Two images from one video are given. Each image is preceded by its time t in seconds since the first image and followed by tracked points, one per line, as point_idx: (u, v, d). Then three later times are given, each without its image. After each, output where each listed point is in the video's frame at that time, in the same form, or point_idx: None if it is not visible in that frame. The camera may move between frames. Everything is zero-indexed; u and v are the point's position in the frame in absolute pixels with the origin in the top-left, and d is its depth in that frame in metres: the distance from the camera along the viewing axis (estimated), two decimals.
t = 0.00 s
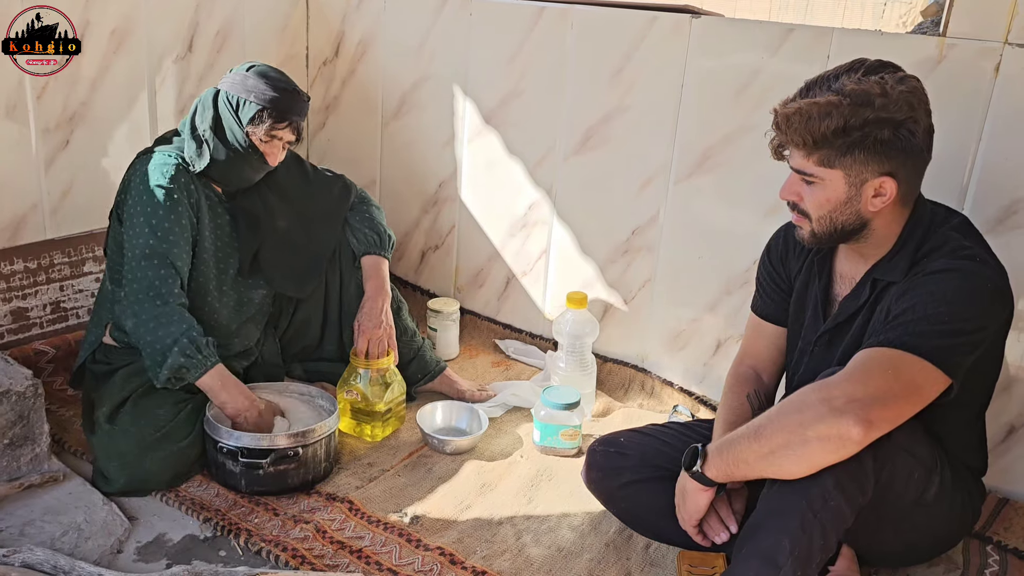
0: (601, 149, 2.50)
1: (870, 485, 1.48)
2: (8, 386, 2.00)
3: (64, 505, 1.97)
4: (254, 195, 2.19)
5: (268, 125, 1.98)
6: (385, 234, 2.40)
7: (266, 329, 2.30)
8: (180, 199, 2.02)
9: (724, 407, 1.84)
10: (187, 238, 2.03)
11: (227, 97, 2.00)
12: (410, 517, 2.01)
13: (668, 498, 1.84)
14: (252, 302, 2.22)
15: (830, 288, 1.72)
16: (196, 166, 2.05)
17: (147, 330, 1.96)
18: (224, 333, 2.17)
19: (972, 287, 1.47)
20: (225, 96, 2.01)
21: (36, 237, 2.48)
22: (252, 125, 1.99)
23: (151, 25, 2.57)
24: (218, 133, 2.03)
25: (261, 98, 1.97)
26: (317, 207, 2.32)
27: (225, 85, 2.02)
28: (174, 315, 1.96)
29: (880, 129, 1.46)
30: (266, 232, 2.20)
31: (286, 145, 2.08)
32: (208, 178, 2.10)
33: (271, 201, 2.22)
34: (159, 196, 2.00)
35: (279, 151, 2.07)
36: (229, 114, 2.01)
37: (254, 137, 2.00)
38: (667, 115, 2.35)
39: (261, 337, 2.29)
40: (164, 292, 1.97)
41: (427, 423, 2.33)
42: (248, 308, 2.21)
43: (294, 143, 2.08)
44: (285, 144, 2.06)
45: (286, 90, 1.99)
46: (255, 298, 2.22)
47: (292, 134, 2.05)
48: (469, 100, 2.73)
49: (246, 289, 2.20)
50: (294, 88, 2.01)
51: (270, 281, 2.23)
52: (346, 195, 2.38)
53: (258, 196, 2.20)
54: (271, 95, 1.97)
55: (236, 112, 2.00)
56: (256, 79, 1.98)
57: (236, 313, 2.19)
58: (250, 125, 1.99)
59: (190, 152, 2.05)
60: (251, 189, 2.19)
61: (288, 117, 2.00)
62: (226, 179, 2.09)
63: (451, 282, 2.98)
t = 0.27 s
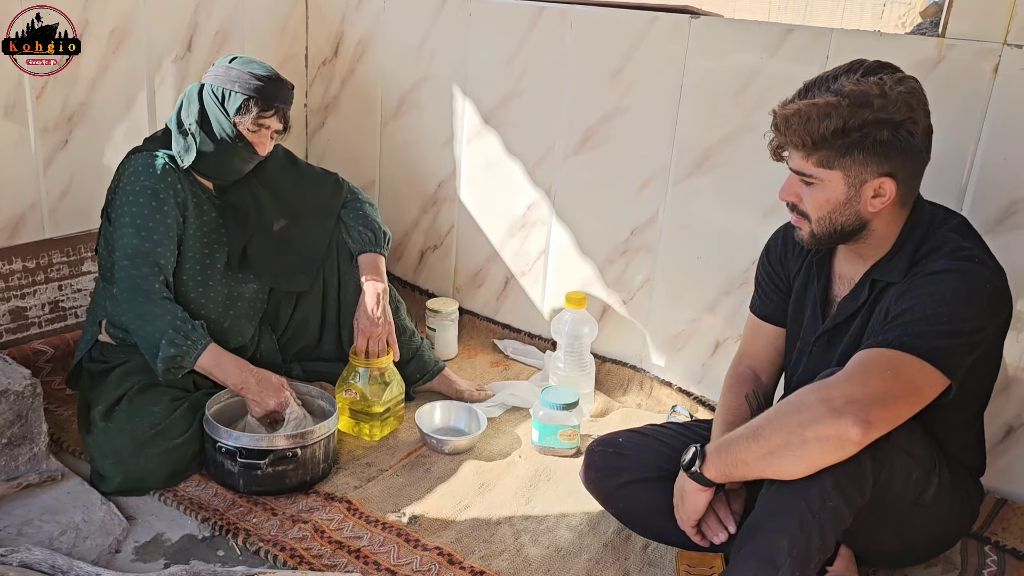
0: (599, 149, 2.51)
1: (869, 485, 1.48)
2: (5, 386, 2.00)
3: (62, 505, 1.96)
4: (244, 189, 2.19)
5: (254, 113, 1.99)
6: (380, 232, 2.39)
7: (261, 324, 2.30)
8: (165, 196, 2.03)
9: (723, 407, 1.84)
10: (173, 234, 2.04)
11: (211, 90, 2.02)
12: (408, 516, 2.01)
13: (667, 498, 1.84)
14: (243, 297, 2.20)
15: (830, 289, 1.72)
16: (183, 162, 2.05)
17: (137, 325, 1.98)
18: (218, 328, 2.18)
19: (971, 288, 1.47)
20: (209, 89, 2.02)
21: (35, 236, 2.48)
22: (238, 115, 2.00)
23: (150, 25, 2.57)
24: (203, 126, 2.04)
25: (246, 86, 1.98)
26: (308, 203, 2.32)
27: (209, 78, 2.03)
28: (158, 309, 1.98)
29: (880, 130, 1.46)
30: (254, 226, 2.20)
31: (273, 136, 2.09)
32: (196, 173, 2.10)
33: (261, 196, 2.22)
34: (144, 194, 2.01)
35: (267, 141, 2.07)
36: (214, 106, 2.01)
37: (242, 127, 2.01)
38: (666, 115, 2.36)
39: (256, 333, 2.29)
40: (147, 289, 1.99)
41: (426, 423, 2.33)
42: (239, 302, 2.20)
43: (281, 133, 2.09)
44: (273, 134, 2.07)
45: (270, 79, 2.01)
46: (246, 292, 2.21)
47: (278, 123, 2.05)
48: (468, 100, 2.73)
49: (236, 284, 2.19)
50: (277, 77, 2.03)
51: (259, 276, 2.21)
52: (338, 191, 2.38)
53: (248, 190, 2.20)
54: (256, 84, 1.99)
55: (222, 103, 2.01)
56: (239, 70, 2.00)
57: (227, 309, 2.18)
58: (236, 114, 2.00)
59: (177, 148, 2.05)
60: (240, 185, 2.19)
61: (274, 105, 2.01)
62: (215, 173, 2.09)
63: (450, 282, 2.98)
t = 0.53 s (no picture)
0: (599, 149, 2.51)
1: (867, 485, 1.48)
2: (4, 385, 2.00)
3: (60, 504, 1.96)
4: (252, 195, 2.18)
5: (269, 129, 1.99)
6: (382, 233, 2.41)
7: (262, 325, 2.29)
8: (175, 198, 2.01)
9: (721, 406, 1.84)
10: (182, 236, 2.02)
11: (227, 100, 2.00)
12: (407, 516, 2.01)
13: (665, 498, 1.84)
14: (248, 302, 2.21)
15: (828, 288, 1.72)
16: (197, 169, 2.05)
17: (146, 318, 1.95)
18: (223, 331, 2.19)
19: (970, 288, 1.47)
20: (225, 99, 2.00)
21: (33, 235, 2.48)
22: (253, 129, 1.99)
23: (149, 24, 2.57)
24: (218, 134, 2.03)
25: (263, 102, 1.97)
26: (315, 207, 2.31)
27: (224, 88, 2.01)
28: (171, 299, 1.95)
29: (878, 130, 1.46)
30: (261, 233, 2.19)
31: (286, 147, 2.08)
32: (206, 179, 2.10)
33: (267, 200, 2.21)
34: (156, 194, 1.99)
35: (279, 153, 2.07)
36: (230, 118, 2.00)
37: (256, 141, 2.01)
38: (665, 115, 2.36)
39: (259, 334, 2.28)
40: (158, 282, 1.96)
41: (424, 423, 2.32)
42: (244, 306, 2.21)
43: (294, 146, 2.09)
44: (285, 146, 2.07)
45: (287, 93, 2.00)
46: (252, 298, 2.22)
47: (292, 137, 2.05)
48: (467, 100, 2.74)
49: (242, 289, 2.20)
50: (295, 91, 2.02)
51: (264, 281, 2.22)
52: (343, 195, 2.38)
53: (256, 196, 2.19)
54: (273, 99, 1.98)
55: (237, 115, 2.00)
56: (257, 82, 1.98)
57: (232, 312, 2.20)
58: (252, 129, 1.99)
59: (190, 155, 2.05)
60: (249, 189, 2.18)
61: (289, 121, 2.01)
62: (225, 182, 2.09)
63: (449, 281, 2.98)
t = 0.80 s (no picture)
0: (599, 149, 2.50)
1: (865, 485, 1.48)
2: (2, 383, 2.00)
3: (59, 503, 1.96)
4: (256, 199, 2.20)
5: (274, 137, 1.98)
6: (384, 234, 2.41)
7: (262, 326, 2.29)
8: (190, 208, 2.01)
9: (720, 406, 1.84)
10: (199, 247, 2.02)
11: (232, 106, 1.99)
12: (405, 515, 2.01)
13: (663, 497, 1.84)
14: (254, 305, 2.21)
15: (827, 288, 1.72)
16: (204, 175, 2.04)
17: (172, 339, 1.97)
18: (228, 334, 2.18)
19: (968, 288, 1.48)
20: (230, 105, 1.99)
21: (31, 234, 2.47)
22: (259, 137, 1.99)
23: (148, 22, 2.56)
24: (227, 142, 2.02)
25: (269, 110, 1.96)
26: (318, 209, 2.32)
27: (229, 93, 2.00)
28: (197, 322, 1.97)
29: (875, 129, 1.46)
30: (267, 235, 2.21)
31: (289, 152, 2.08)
32: (213, 185, 2.10)
33: (272, 204, 2.23)
34: (172, 206, 1.98)
35: (283, 158, 2.07)
36: (235, 124, 2.00)
37: (261, 148, 2.01)
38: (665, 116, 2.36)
39: (256, 336, 2.27)
40: (185, 301, 1.97)
41: (423, 422, 2.32)
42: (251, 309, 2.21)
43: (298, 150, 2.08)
44: (289, 151, 2.07)
45: (292, 100, 1.99)
46: (258, 300, 2.22)
47: (296, 143, 2.05)
48: (466, 100, 2.74)
49: (250, 292, 2.20)
50: (300, 98, 2.01)
51: (271, 284, 2.23)
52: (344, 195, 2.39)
53: (261, 200, 2.21)
54: (278, 107, 1.97)
55: (242, 122, 1.99)
56: (262, 90, 1.97)
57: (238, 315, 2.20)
58: (258, 137, 1.98)
59: (196, 160, 2.04)
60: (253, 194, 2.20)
61: (294, 128, 2.00)
62: (230, 187, 2.09)
63: (448, 281, 2.98)
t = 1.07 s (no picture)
0: (597, 148, 2.50)
1: (865, 485, 1.48)
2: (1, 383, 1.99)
3: (57, 502, 1.96)
4: (247, 191, 2.19)
5: (258, 120, 1.98)
6: (379, 232, 2.40)
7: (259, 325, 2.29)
8: (174, 198, 2.01)
9: (719, 407, 1.84)
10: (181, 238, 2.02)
11: (217, 93, 2.00)
12: (404, 515, 2.01)
13: (663, 497, 1.84)
14: (245, 298, 2.21)
15: (826, 289, 1.72)
16: (190, 164, 2.05)
17: (145, 329, 1.97)
18: (220, 328, 2.18)
19: (967, 289, 1.48)
20: (215, 92, 2.00)
21: (30, 233, 2.47)
22: (243, 121, 1.99)
23: (147, 22, 2.56)
24: (211, 129, 2.03)
25: (251, 92, 1.96)
26: (310, 203, 2.32)
27: (214, 81, 2.01)
28: (170, 314, 1.97)
29: (875, 129, 1.46)
30: (258, 229, 2.20)
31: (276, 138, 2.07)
32: (201, 175, 2.10)
33: (263, 197, 2.22)
34: (154, 195, 1.99)
35: (270, 144, 2.06)
36: (220, 110, 2.00)
37: (246, 133, 2.01)
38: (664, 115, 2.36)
39: (253, 335, 2.28)
40: (161, 292, 1.97)
41: (422, 422, 2.32)
42: (241, 303, 2.20)
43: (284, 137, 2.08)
44: (276, 137, 2.07)
45: (276, 84, 1.99)
46: (248, 293, 2.21)
47: (282, 128, 2.04)
48: (465, 100, 2.74)
49: (239, 285, 2.19)
50: (283, 81, 2.01)
51: (262, 278, 2.22)
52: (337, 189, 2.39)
53: (251, 192, 2.20)
54: (262, 90, 1.97)
55: (227, 108, 1.99)
56: (245, 75, 1.98)
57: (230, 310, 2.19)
58: (241, 120, 1.98)
59: (183, 150, 2.04)
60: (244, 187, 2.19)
61: (279, 111, 2.00)
62: (218, 176, 2.09)
63: (447, 281, 2.98)
